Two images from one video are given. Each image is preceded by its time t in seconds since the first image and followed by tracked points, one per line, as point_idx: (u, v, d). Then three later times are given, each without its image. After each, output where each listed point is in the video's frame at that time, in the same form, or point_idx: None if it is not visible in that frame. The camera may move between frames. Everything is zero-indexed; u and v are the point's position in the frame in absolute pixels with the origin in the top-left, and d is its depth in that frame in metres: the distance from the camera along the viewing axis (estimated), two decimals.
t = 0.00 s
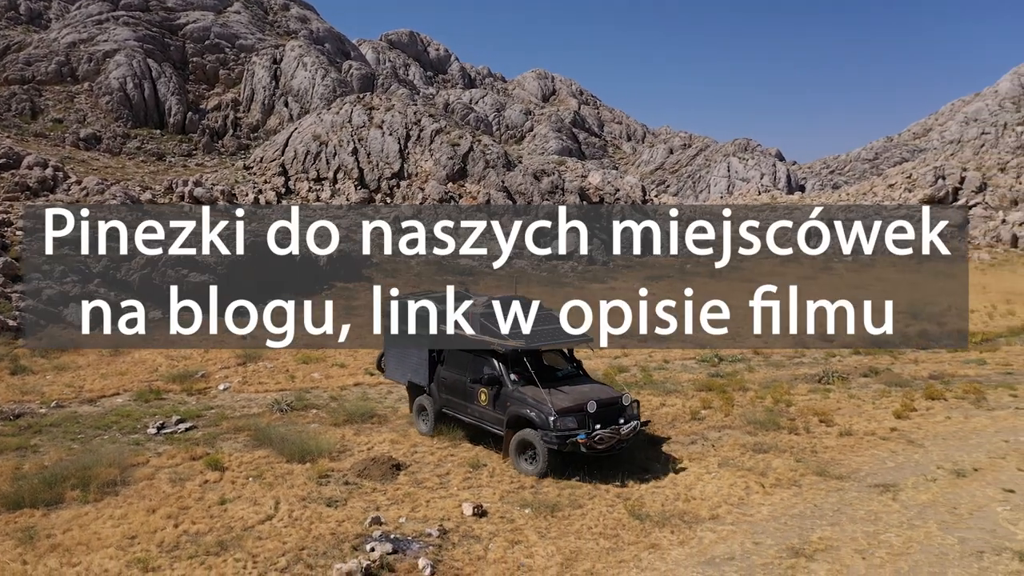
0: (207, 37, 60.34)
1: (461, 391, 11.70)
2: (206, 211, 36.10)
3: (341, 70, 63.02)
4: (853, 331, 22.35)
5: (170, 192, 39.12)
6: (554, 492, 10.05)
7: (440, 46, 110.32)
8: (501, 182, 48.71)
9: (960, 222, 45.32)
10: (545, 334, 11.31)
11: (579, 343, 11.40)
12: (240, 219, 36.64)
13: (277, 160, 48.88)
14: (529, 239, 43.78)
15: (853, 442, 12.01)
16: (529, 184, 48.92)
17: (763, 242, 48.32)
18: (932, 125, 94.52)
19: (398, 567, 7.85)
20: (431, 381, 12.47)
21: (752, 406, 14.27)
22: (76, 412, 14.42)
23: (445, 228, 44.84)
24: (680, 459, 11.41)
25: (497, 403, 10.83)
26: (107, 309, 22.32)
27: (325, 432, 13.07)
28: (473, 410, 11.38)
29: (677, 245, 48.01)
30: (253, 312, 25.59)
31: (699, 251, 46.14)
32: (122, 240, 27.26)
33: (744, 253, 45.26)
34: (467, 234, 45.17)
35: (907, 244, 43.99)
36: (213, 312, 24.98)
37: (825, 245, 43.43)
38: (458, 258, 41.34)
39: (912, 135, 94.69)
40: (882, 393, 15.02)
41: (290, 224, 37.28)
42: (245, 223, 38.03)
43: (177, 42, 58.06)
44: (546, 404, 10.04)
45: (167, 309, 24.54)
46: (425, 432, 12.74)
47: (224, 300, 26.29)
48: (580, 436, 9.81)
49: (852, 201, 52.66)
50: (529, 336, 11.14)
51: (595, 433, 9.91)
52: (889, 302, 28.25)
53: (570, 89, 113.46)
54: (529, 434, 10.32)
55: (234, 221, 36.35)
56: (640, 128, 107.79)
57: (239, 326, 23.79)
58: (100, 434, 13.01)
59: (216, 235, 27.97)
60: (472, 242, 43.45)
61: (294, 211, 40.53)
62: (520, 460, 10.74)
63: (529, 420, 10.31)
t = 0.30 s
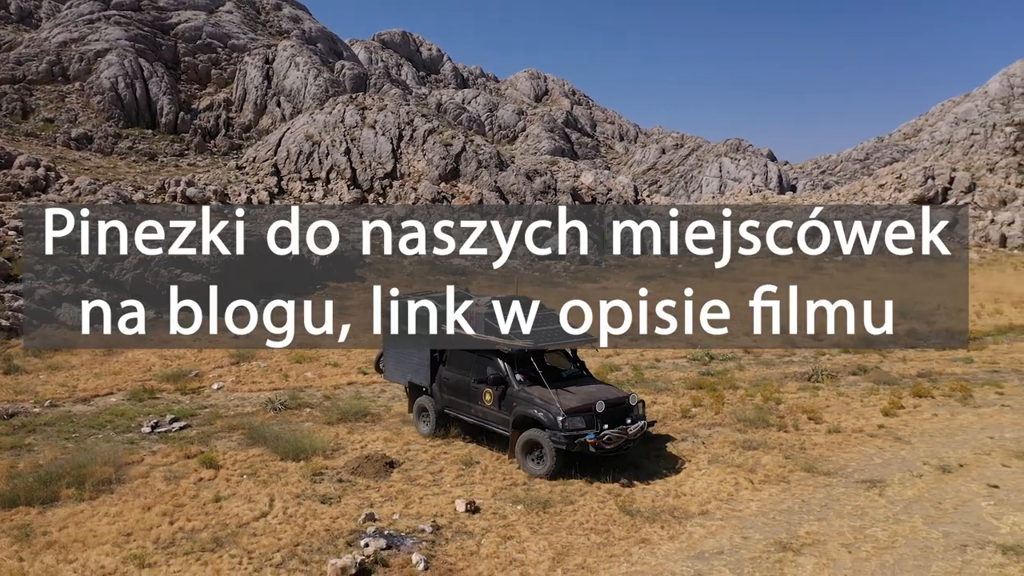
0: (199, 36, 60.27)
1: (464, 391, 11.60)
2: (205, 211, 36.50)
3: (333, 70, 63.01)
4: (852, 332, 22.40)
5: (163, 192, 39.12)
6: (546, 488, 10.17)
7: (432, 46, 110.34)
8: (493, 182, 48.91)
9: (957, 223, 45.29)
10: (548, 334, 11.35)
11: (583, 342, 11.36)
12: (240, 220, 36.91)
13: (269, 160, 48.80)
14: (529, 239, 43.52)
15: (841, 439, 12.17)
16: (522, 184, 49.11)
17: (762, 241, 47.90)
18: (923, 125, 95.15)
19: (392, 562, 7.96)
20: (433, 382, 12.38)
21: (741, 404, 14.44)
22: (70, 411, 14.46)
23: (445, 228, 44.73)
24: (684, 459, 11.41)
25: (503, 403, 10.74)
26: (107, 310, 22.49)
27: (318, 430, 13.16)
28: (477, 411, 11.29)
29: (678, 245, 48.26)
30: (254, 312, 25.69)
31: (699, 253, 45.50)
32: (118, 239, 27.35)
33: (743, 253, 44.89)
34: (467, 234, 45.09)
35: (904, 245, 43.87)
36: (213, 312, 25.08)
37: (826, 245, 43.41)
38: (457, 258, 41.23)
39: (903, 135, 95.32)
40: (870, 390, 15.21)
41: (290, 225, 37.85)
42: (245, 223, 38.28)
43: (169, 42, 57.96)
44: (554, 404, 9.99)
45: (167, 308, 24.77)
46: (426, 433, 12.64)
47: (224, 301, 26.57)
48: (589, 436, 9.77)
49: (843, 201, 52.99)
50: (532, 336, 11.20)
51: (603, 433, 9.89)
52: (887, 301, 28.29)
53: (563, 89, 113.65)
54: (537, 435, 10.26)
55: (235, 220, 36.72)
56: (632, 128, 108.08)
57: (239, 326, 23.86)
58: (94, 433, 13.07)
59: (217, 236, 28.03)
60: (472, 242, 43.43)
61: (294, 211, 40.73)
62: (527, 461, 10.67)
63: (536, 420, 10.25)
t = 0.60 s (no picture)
0: (187, 35, 60.05)
1: (465, 391, 11.54)
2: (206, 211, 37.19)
3: (321, 69, 62.92)
4: (849, 331, 22.57)
5: (150, 191, 39.06)
6: (535, 484, 10.30)
7: (421, 45, 110.30)
8: (482, 181, 49.12)
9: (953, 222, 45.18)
10: (549, 333, 11.38)
11: (583, 341, 11.38)
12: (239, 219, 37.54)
13: (257, 160, 48.64)
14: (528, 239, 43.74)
15: (825, 435, 12.37)
16: (510, 184, 49.37)
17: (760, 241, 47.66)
18: (908, 125, 95.91)
19: (383, 556, 8.07)
20: (432, 382, 12.28)
21: (727, 401, 14.62)
22: (60, 410, 14.47)
23: (445, 229, 44.77)
24: (685, 456, 11.46)
25: (506, 403, 10.71)
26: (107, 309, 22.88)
27: (309, 428, 13.24)
28: (479, 411, 11.26)
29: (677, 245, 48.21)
30: (253, 312, 25.78)
31: (698, 252, 44.71)
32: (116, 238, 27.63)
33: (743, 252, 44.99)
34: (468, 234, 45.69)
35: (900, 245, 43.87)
36: (213, 313, 25.39)
37: (825, 245, 43.43)
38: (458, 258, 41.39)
39: (888, 135, 96.08)
40: (854, 387, 15.43)
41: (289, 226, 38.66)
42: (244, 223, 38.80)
43: (156, 41, 57.68)
44: (558, 403, 9.97)
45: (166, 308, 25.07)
46: (425, 434, 12.54)
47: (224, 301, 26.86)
48: (595, 434, 9.75)
49: (830, 201, 53.39)
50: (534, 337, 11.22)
51: (608, 431, 9.92)
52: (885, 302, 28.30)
53: (551, 89, 113.85)
54: (542, 434, 10.23)
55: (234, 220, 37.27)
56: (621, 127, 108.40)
57: (238, 326, 24.00)
58: (85, 432, 13.10)
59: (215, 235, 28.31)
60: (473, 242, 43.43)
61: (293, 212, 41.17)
62: (532, 461, 10.64)
63: (540, 419, 10.23)
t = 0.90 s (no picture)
0: (172, 32, 59.76)
1: (465, 392, 11.41)
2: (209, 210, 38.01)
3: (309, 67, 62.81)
4: (851, 331, 22.63)
5: (137, 189, 38.99)
6: (523, 479, 10.43)
7: (408, 43, 110.20)
8: (470, 180, 49.34)
9: (953, 223, 44.94)
10: (550, 332, 11.25)
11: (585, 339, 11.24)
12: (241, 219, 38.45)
13: (245, 158, 48.44)
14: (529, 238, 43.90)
15: (809, 429, 12.55)
16: (498, 182, 49.59)
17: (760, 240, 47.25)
18: (893, 125, 96.62)
19: (373, 550, 8.17)
20: (431, 382, 12.10)
21: (713, 397, 14.79)
22: (48, 409, 14.45)
23: (445, 229, 44.70)
24: (685, 452, 11.52)
25: (508, 403, 10.61)
26: (106, 309, 22.92)
27: (298, 425, 13.30)
28: (479, 411, 11.14)
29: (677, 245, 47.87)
30: (253, 311, 25.76)
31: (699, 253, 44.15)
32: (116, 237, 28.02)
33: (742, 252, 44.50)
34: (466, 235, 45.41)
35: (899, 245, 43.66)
36: (212, 312, 25.33)
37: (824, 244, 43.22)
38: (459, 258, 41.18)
39: (873, 134, 96.73)
40: (838, 383, 15.64)
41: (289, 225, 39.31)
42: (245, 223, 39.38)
43: (141, 38, 57.37)
44: (564, 402, 9.91)
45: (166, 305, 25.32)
46: (424, 435, 12.37)
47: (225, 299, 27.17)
48: (601, 433, 9.73)
49: (816, 199, 53.74)
50: (535, 336, 11.10)
51: (614, 429, 9.88)
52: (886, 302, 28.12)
53: (539, 87, 113.99)
54: (547, 433, 10.17)
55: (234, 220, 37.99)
56: (608, 126, 108.67)
57: (238, 326, 23.93)
58: (73, 430, 13.10)
59: (216, 235, 28.73)
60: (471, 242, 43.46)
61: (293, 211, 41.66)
62: (536, 460, 10.61)
63: (545, 418, 10.16)
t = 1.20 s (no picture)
0: (156, 31, 59.39)
1: (465, 392, 11.31)
2: (209, 210, 38.62)
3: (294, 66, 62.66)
4: (852, 331, 22.30)
5: (121, 188, 38.84)
6: (511, 475, 10.53)
7: (394, 42, 110.08)
8: (456, 179, 49.44)
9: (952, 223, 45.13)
10: (551, 329, 11.06)
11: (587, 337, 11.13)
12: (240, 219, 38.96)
13: (230, 157, 48.21)
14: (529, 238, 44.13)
15: (793, 425, 12.73)
16: (484, 181, 49.68)
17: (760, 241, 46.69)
18: (875, 125, 97.45)
19: (363, 546, 8.24)
20: (428, 383, 11.95)
21: (698, 394, 14.94)
22: (33, 408, 14.40)
23: (446, 229, 45.04)
24: (684, 449, 11.57)
25: (511, 403, 10.57)
26: (105, 310, 23.11)
27: (286, 424, 13.33)
28: (480, 411, 11.07)
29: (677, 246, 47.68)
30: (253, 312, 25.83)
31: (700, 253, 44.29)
32: (115, 236, 28.34)
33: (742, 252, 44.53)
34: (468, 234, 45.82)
35: (899, 246, 43.62)
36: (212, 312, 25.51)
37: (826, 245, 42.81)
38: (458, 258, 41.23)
39: (856, 134, 97.53)
40: (821, 380, 15.85)
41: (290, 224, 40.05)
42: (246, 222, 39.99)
43: (124, 36, 56.96)
44: (567, 401, 9.90)
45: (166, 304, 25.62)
46: (420, 436, 12.28)
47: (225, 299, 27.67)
48: (606, 432, 9.74)
49: (799, 199, 54.15)
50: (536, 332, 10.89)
51: (618, 428, 9.90)
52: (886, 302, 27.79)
53: (524, 87, 114.14)
54: (551, 433, 10.16)
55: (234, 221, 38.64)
56: (593, 125, 108.96)
57: (238, 326, 23.93)
58: (59, 429, 13.07)
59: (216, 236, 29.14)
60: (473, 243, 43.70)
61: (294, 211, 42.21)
62: (539, 460, 10.58)
63: (548, 417, 10.15)
